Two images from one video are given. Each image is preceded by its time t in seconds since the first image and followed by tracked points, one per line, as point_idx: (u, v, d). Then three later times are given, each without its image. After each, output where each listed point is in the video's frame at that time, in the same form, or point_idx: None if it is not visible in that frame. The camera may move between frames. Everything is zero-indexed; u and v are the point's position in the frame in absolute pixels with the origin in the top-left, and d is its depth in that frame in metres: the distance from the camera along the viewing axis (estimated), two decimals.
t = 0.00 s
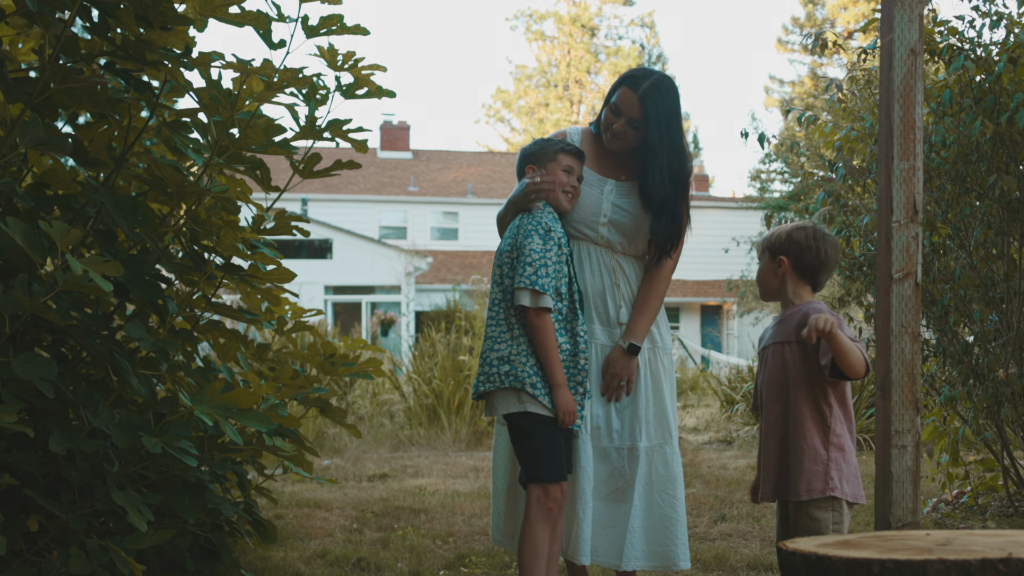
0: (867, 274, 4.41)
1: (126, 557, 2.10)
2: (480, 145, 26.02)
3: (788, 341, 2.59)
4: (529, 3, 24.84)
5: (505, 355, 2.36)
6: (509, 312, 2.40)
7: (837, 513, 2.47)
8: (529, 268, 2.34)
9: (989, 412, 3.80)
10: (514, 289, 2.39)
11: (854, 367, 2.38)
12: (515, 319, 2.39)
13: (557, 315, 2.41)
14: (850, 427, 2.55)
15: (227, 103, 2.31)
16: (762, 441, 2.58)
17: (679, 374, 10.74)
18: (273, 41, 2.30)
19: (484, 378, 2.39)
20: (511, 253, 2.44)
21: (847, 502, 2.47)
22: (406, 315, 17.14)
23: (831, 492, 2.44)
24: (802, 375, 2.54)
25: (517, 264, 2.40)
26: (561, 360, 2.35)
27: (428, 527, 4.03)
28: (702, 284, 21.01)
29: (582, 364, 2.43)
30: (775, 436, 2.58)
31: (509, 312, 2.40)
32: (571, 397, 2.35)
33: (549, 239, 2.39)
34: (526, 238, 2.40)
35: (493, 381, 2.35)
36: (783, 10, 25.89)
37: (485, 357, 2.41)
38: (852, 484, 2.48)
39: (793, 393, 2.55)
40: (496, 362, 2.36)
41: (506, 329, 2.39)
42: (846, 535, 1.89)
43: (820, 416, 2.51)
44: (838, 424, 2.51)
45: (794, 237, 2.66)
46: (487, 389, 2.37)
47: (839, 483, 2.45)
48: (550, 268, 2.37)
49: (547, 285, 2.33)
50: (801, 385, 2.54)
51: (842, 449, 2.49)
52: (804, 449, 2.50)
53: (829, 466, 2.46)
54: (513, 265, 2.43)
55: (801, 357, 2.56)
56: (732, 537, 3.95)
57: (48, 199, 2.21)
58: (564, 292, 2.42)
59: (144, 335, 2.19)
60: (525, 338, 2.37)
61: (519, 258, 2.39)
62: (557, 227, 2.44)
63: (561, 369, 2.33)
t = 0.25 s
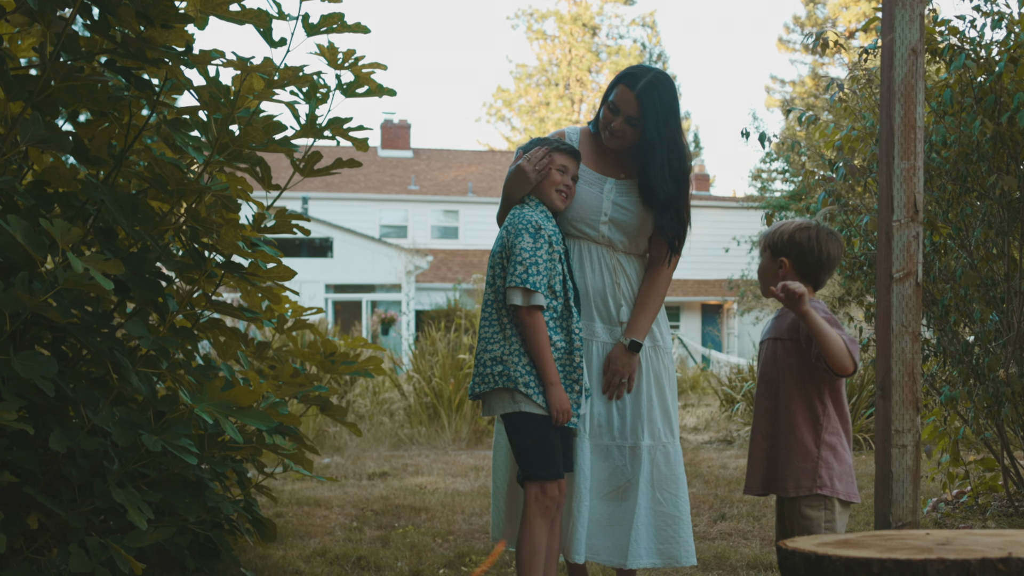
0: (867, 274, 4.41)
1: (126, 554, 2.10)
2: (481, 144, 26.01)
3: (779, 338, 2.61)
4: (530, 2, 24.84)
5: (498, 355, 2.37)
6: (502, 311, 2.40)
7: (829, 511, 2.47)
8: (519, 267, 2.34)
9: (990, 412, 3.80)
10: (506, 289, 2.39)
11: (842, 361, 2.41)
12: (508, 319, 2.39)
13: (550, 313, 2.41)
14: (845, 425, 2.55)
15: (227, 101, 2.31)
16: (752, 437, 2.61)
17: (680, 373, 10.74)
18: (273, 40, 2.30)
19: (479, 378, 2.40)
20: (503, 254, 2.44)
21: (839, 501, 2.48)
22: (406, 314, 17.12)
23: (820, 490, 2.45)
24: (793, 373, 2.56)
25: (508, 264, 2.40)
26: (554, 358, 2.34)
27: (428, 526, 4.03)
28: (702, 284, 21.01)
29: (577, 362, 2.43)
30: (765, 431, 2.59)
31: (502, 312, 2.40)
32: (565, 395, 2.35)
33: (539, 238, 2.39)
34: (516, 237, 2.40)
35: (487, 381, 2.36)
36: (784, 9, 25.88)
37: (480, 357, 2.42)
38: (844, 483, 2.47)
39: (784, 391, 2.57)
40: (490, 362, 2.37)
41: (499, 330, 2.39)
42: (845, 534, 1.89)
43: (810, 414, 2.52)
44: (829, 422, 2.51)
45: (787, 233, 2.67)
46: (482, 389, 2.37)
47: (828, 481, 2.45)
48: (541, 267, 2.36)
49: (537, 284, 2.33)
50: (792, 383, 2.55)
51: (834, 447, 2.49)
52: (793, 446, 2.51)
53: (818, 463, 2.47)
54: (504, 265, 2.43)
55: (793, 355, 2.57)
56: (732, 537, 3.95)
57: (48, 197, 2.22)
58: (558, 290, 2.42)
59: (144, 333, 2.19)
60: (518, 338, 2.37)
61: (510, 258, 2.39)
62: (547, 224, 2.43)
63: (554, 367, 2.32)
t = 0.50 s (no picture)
0: (867, 272, 4.41)
1: (126, 552, 2.10)
2: (481, 143, 26.00)
3: (773, 338, 2.62)
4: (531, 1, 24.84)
5: (497, 354, 2.36)
6: (501, 310, 2.40)
7: (824, 511, 2.48)
8: (518, 266, 2.34)
9: (990, 410, 3.80)
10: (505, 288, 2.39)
11: (826, 375, 2.45)
12: (507, 317, 2.39)
13: (549, 311, 2.40)
14: (840, 424, 2.55)
15: (227, 100, 2.32)
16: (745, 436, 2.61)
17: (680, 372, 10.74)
18: (273, 38, 2.30)
19: (478, 377, 2.40)
20: (502, 253, 2.44)
21: (833, 501, 2.47)
22: (406, 312, 17.10)
23: (814, 490, 2.46)
24: (787, 373, 2.56)
25: (507, 263, 2.40)
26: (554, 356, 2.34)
27: (428, 524, 4.03)
28: (703, 282, 21.02)
29: (577, 360, 2.43)
30: (758, 431, 2.60)
31: (501, 311, 2.40)
32: (565, 393, 2.34)
33: (537, 236, 2.39)
34: (515, 236, 2.40)
35: (487, 380, 2.36)
36: (784, 8, 25.87)
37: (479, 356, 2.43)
38: (839, 482, 2.47)
39: (778, 391, 2.57)
40: (489, 362, 2.37)
41: (498, 329, 2.40)
42: (845, 533, 1.89)
43: (804, 414, 2.52)
44: (824, 422, 2.50)
45: (788, 235, 2.67)
46: (482, 388, 2.37)
47: (823, 481, 2.45)
48: (540, 265, 2.36)
49: (537, 282, 2.33)
50: (786, 384, 2.56)
51: (828, 447, 2.49)
52: (788, 446, 2.51)
53: (812, 464, 2.47)
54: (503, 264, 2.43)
55: (788, 355, 2.57)
56: (732, 535, 3.95)
57: (48, 195, 2.22)
58: (558, 287, 2.41)
59: (144, 331, 2.19)
60: (518, 336, 2.36)
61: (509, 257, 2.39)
62: (546, 222, 2.43)
63: (554, 364, 2.31)
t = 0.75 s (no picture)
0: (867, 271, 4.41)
1: (126, 551, 2.10)
2: (481, 141, 25.99)
3: (776, 337, 2.61)
4: None
5: (499, 352, 2.36)
6: (504, 308, 2.40)
7: (817, 511, 2.48)
8: (523, 262, 2.34)
9: (989, 409, 3.80)
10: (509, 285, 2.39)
11: (816, 391, 2.45)
12: (509, 315, 2.38)
13: (553, 308, 2.40)
14: (836, 427, 2.55)
15: (226, 98, 2.32)
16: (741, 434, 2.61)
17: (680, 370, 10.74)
18: (272, 36, 2.30)
19: (479, 375, 2.39)
20: (505, 250, 2.44)
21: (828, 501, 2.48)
22: (406, 310, 17.09)
23: (807, 490, 2.46)
24: (785, 372, 2.56)
25: (511, 260, 2.40)
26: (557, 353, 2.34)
27: (428, 522, 4.03)
28: (703, 281, 21.02)
29: (579, 358, 2.43)
30: (753, 430, 2.61)
31: (504, 309, 2.40)
32: (569, 392, 2.34)
33: (542, 233, 2.39)
34: (519, 233, 2.40)
35: (489, 379, 2.35)
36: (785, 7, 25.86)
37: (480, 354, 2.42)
38: (833, 483, 2.47)
39: (774, 391, 2.57)
40: (491, 359, 2.36)
41: (500, 327, 2.39)
42: (845, 531, 1.90)
43: (799, 414, 2.52)
44: (820, 423, 2.51)
45: (794, 239, 2.67)
46: (483, 387, 2.36)
47: (816, 482, 2.46)
48: (544, 262, 2.36)
49: (542, 279, 2.33)
50: (782, 384, 2.56)
51: (823, 448, 2.49)
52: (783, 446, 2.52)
53: (806, 465, 2.47)
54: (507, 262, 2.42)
55: (786, 354, 2.58)
56: (732, 534, 3.95)
57: (48, 193, 2.22)
58: (561, 285, 2.42)
59: (144, 329, 2.19)
60: (521, 334, 2.36)
61: (513, 254, 2.39)
62: (549, 220, 2.43)
63: (557, 362, 2.31)
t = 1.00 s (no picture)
0: (867, 269, 4.41)
1: (127, 549, 2.10)
2: (481, 139, 25.98)
3: (787, 337, 2.54)
4: None
5: (504, 350, 2.36)
6: (510, 305, 2.39)
7: (819, 512, 2.44)
8: (530, 259, 2.34)
9: (989, 407, 3.81)
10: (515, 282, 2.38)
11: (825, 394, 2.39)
12: (514, 313, 2.38)
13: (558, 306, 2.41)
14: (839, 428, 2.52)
15: (227, 97, 2.32)
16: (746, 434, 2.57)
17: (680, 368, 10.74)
18: (272, 34, 2.30)
19: (483, 373, 2.39)
20: (509, 248, 2.43)
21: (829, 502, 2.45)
22: (406, 308, 17.10)
23: (811, 491, 2.42)
24: (792, 373, 2.50)
25: (516, 257, 2.39)
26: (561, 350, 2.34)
27: (428, 520, 4.04)
28: (703, 279, 21.02)
29: (582, 356, 2.43)
30: (759, 427, 2.56)
31: (509, 306, 2.39)
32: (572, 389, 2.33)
33: (547, 230, 2.39)
34: (525, 229, 2.40)
35: (493, 377, 2.35)
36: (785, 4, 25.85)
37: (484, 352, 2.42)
38: (836, 484, 2.44)
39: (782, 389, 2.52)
40: (496, 358, 2.36)
41: (504, 324, 2.39)
42: (844, 530, 1.90)
43: (807, 414, 2.47)
44: (825, 424, 2.47)
45: (812, 241, 2.53)
46: (487, 384, 2.37)
47: (820, 482, 2.42)
48: (551, 259, 2.36)
49: (549, 275, 2.33)
50: (790, 383, 2.50)
51: (827, 448, 2.46)
52: (788, 446, 2.48)
53: (811, 465, 2.43)
54: (512, 260, 2.42)
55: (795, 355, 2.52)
56: (732, 532, 3.95)
57: (48, 192, 2.22)
58: (567, 282, 2.43)
59: (144, 328, 2.19)
60: (526, 331, 2.36)
61: (519, 251, 2.39)
62: (555, 216, 2.43)
63: (561, 359, 2.31)
